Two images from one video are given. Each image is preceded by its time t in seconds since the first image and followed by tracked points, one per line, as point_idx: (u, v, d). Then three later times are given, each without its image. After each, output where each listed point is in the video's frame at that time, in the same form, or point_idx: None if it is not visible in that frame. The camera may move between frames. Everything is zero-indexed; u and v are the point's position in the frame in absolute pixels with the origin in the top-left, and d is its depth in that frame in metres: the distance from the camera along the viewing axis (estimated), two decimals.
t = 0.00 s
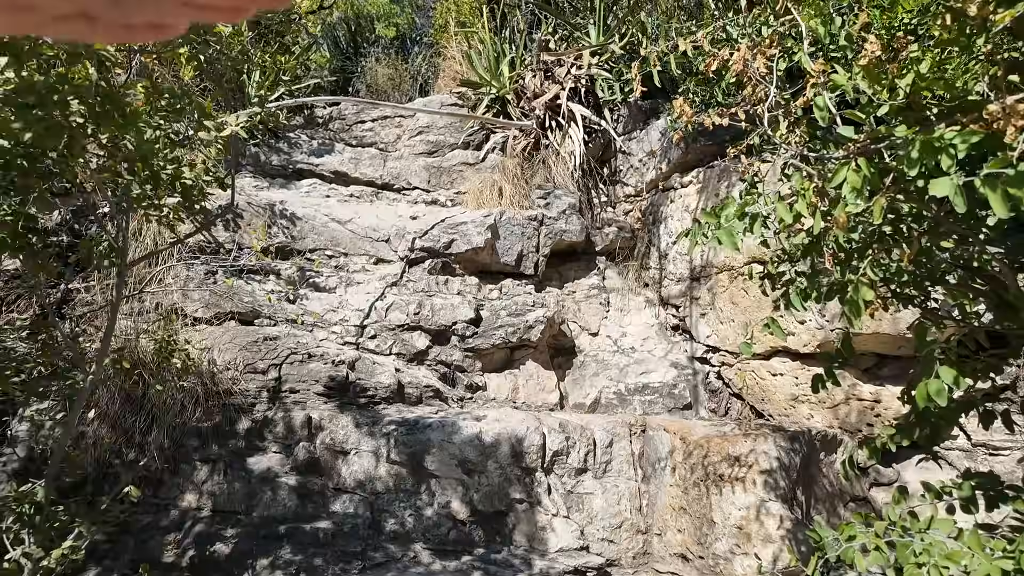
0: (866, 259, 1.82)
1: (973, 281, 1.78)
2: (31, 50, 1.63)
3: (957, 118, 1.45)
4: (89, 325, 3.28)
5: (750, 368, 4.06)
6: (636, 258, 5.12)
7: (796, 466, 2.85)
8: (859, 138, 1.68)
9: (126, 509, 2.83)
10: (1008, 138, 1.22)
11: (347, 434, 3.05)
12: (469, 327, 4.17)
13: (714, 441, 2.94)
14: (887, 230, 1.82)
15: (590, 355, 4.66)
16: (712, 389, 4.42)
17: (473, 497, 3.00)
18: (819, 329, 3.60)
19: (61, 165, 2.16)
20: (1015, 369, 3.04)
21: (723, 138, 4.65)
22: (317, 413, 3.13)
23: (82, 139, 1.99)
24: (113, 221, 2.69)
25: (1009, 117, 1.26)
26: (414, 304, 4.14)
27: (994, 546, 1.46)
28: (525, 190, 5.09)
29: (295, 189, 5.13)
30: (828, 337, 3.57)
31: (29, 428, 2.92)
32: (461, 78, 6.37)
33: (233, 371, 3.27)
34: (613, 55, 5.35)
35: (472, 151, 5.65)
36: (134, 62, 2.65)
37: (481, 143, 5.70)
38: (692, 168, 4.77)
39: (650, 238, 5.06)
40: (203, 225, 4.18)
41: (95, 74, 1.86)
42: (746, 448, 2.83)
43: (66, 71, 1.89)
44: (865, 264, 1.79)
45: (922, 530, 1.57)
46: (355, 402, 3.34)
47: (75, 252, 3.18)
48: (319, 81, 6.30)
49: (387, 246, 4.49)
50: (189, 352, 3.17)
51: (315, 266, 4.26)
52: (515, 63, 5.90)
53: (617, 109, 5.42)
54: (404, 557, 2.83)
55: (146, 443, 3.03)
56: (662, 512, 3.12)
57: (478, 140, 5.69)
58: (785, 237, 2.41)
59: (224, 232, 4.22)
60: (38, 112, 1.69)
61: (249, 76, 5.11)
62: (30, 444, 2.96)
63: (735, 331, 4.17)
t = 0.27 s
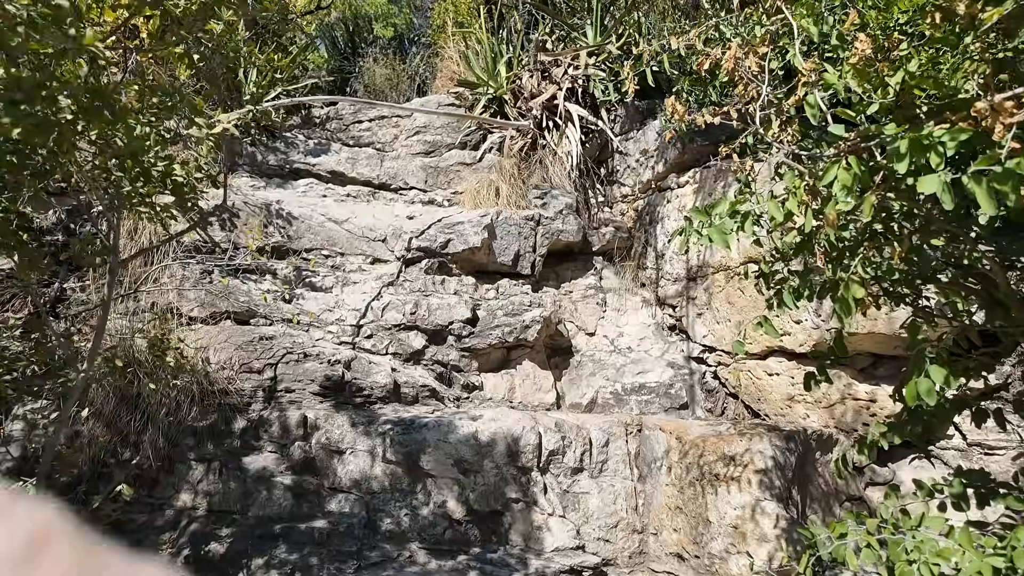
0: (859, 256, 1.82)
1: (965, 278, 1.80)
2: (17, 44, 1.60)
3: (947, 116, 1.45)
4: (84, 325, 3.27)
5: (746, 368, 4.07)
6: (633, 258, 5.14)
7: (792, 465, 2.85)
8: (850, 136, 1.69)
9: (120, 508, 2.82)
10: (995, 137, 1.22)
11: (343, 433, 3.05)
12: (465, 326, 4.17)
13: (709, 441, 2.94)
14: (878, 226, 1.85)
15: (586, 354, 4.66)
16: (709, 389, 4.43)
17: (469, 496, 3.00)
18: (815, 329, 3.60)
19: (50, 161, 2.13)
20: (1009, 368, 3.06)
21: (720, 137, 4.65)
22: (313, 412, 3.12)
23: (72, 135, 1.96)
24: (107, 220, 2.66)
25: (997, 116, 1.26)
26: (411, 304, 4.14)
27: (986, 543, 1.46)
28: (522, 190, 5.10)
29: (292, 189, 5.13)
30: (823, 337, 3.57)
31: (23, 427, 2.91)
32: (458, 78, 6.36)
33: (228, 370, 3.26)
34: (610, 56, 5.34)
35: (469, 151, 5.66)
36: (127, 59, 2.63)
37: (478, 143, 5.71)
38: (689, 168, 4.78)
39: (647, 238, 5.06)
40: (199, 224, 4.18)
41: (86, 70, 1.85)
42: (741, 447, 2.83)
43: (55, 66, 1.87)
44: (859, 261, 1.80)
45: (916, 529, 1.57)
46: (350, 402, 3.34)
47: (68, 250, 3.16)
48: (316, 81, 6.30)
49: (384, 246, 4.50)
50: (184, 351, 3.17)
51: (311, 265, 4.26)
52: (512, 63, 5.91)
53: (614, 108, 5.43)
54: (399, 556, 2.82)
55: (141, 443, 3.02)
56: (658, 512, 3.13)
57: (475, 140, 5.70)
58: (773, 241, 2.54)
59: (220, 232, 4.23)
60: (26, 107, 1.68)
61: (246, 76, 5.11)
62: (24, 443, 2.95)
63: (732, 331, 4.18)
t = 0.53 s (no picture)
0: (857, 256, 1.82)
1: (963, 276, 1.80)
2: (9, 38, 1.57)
3: (944, 114, 1.43)
4: (81, 324, 3.27)
5: (744, 368, 4.08)
6: (632, 258, 5.14)
7: (790, 466, 2.85)
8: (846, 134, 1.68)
9: (117, 508, 2.81)
10: (992, 135, 1.20)
11: (341, 433, 3.05)
12: (463, 327, 4.17)
13: (707, 441, 2.94)
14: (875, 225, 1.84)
15: (585, 355, 4.66)
16: (707, 389, 4.42)
17: (467, 496, 3.00)
18: (812, 330, 3.60)
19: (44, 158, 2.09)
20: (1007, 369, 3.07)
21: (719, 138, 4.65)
22: (311, 412, 3.12)
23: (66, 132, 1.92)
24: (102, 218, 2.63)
25: (994, 114, 1.24)
26: (409, 304, 4.14)
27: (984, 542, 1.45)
28: (520, 191, 5.09)
29: (290, 189, 5.12)
30: (821, 338, 3.57)
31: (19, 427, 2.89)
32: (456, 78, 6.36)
33: (226, 370, 3.26)
34: (608, 57, 5.35)
35: (467, 151, 5.66)
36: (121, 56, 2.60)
37: (476, 144, 5.71)
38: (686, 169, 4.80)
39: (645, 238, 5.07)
40: (197, 224, 4.17)
41: (80, 67, 1.83)
42: (739, 446, 2.84)
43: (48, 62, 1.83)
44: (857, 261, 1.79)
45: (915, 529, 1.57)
46: (348, 402, 3.33)
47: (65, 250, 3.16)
48: (315, 81, 6.32)
49: (382, 246, 4.50)
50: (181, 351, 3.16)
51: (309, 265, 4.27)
52: (511, 63, 5.92)
53: (613, 109, 5.44)
54: (397, 557, 2.82)
55: (138, 442, 3.01)
56: (656, 512, 3.13)
57: (474, 140, 5.71)
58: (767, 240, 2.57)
59: (218, 231, 4.24)
60: (20, 105, 1.65)
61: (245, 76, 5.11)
62: (20, 443, 2.94)
63: (730, 332, 4.18)
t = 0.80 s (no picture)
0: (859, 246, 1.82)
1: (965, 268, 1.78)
2: None
3: (948, 99, 1.42)
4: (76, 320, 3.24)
5: (744, 366, 4.06)
6: (632, 256, 5.12)
7: (790, 462, 2.82)
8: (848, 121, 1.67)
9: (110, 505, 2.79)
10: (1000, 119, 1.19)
11: (338, 430, 3.02)
12: (462, 324, 4.15)
13: (707, 438, 2.92)
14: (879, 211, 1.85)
15: (584, 353, 4.64)
16: (707, 387, 4.40)
17: (465, 494, 2.98)
18: (812, 327, 3.58)
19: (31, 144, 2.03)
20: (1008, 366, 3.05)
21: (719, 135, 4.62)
22: (308, 409, 3.09)
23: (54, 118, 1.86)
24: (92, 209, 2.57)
25: (1000, 98, 1.24)
26: (407, 301, 4.11)
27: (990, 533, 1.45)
28: (519, 188, 5.05)
29: (288, 186, 5.10)
30: (821, 334, 3.55)
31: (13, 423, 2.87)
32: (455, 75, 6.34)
33: (223, 367, 3.24)
34: (607, 54, 5.34)
35: (466, 149, 5.64)
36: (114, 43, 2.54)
37: (475, 142, 5.70)
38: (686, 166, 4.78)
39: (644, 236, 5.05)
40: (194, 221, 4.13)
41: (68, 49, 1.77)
42: (738, 443, 2.82)
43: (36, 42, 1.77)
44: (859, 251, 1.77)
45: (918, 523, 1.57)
46: (346, 399, 3.30)
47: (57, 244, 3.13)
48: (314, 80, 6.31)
49: (380, 244, 4.48)
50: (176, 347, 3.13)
51: (306, 262, 4.25)
52: (510, 61, 5.90)
53: (612, 107, 5.45)
54: (394, 554, 2.82)
55: (133, 439, 2.99)
56: (655, 510, 3.11)
57: (473, 138, 5.69)
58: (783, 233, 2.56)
59: (216, 228, 4.22)
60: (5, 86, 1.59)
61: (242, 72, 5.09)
62: (13, 439, 2.92)
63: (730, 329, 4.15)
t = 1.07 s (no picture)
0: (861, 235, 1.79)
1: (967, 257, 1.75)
2: None
3: (953, 79, 1.41)
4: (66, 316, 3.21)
5: (742, 363, 4.04)
6: (630, 253, 5.09)
7: (789, 459, 2.79)
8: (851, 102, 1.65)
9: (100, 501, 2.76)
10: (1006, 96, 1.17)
11: (332, 427, 2.98)
12: (458, 321, 4.11)
13: (705, 434, 2.90)
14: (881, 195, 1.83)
15: (581, 350, 4.61)
16: (704, 384, 4.38)
17: (461, 491, 2.94)
18: (811, 323, 3.55)
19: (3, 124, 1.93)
20: (1009, 362, 3.03)
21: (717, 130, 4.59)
22: (301, 405, 3.05)
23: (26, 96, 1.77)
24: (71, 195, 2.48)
25: (1008, 73, 1.23)
26: (403, 298, 4.07)
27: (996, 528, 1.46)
28: (516, 184, 5.01)
29: (283, 182, 5.05)
30: (821, 331, 3.52)
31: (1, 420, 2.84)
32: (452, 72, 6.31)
33: (216, 364, 3.20)
34: (605, 50, 5.32)
35: (463, 145, 5.61)
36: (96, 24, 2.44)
37: (472, 138, 5.67)
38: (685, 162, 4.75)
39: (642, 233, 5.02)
40: (187, 217, 4.16)
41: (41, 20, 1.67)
42: (737, 440, 2.79)
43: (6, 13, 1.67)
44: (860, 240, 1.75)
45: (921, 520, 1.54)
46: (340, 395, 3.26)
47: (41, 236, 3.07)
48: (310, 77, 6.28)
49: (376, 240, 4.44)
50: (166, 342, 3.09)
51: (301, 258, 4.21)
52: (507, 57, 5.87)
53: (610, 104, 5.42)
54: (389, 552, 2.79)
55: (124, 436, 2.95)
56: (652, 507, 3.08)
57: (470, 135, 5.66)
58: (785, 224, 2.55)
59: (209, 224, 4.20)
60: None
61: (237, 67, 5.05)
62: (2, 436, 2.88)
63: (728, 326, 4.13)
